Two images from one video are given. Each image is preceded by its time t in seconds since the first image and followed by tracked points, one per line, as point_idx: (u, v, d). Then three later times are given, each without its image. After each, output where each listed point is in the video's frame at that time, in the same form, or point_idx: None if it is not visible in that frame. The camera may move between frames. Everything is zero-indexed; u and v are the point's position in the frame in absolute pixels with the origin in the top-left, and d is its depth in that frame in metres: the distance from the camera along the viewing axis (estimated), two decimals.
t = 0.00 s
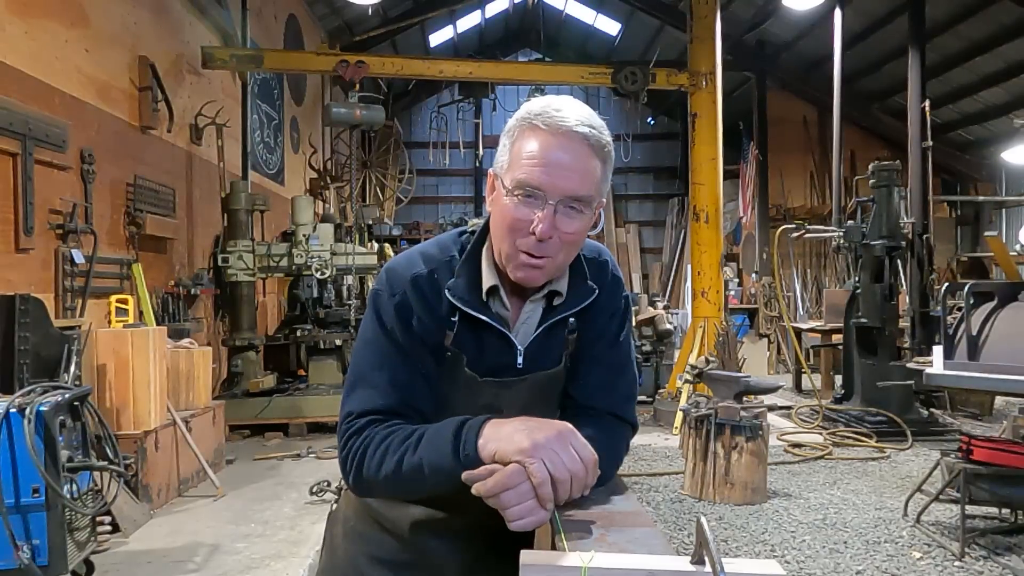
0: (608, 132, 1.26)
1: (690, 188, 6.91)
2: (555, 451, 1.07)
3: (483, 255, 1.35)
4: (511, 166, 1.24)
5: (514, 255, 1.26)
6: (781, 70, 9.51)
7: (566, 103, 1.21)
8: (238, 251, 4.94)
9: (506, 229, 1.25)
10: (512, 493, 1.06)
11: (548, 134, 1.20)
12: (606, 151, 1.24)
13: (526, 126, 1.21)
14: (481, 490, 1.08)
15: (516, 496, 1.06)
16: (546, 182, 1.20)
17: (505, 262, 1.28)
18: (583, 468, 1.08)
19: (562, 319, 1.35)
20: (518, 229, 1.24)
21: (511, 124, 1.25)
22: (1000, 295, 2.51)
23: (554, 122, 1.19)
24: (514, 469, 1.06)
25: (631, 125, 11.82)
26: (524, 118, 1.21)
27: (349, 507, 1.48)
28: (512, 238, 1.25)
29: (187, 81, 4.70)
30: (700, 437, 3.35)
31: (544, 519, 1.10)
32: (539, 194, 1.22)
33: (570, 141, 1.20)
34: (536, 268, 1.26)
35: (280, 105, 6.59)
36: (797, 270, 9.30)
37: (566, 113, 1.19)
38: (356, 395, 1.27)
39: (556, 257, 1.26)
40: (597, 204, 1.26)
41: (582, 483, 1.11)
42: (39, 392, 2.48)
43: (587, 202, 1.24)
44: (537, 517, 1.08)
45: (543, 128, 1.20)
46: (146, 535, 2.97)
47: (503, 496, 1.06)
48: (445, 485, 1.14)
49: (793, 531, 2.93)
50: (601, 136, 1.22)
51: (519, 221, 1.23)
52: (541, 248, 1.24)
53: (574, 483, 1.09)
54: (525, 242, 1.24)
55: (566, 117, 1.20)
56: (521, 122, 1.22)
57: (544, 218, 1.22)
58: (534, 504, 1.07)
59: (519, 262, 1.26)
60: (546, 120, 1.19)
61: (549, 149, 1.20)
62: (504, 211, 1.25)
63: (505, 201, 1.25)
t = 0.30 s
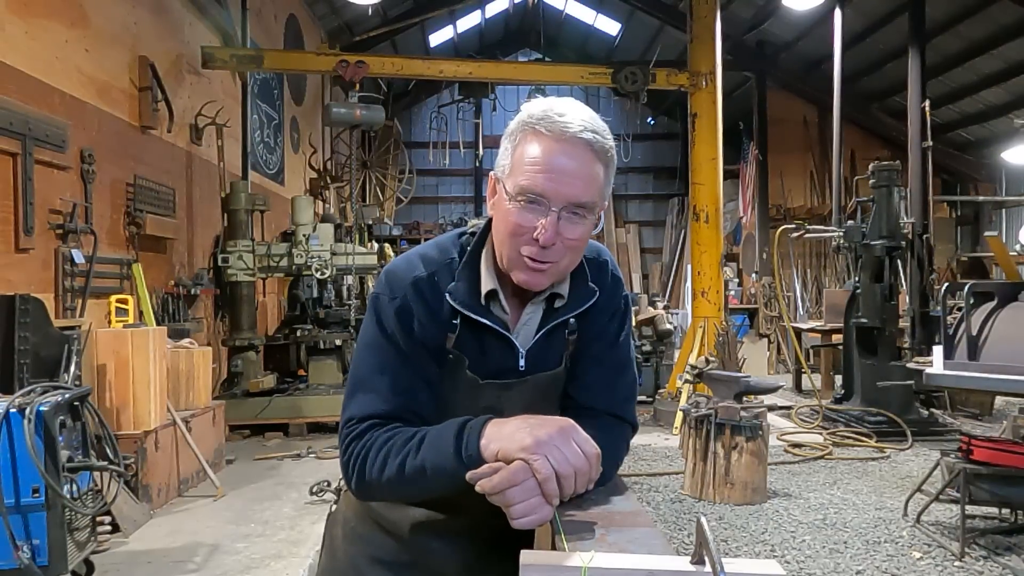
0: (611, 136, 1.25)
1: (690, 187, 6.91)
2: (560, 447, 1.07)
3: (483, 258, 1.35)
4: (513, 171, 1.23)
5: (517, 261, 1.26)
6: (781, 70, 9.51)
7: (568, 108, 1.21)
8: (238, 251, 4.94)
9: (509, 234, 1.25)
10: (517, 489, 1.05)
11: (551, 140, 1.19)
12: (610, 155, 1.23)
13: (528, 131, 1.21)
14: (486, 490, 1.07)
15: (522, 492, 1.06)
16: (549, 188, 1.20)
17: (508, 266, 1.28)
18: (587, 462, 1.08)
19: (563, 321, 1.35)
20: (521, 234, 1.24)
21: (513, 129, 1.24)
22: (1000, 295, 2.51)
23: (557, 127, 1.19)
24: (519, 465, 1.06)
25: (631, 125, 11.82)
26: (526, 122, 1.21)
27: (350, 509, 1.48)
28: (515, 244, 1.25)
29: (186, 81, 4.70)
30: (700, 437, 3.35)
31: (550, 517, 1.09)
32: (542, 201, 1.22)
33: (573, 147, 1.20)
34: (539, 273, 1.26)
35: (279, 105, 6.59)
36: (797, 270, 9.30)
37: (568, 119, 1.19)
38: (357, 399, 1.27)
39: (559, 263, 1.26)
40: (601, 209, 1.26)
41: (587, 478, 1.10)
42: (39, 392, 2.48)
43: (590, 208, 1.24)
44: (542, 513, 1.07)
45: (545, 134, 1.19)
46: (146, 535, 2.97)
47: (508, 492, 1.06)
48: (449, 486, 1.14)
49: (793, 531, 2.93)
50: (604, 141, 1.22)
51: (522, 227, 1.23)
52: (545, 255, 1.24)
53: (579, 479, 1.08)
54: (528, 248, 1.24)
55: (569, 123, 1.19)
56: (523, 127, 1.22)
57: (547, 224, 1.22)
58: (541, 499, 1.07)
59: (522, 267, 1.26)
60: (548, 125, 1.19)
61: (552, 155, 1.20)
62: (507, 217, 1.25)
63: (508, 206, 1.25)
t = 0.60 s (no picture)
0: (612, 137, 1.25)
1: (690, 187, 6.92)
2: (560, 445, 1.07)
3: (483, 258, 1.35)
4: (514, 171, 1.23)
5: (517, 262, 1.26)
6: (781, 70, 9.51)
7: (569, 108, 1.21)
8: (238, 251, 4.94)
9: (508, 234, 1.25)
10: (518, 488, 1.05)
11: (551, 141, 1.19)
12: (610, 156, 1.23)
13: (529, 131, 1.21)
14: (486, 489, 1.07)
15: (522, 492, 1.06)
16: (550, 189, 1.20)
17: (507, 266, 1.28)
18: (588, 460, 1.08)
19: (563, 321, 1.35)
20: (521, 235, 1.24)
21: (514, 128, 1.24)
22: (1000, 295, 2.51)
23: (558, 128, 1.19)
24: (520, 464, 1.06)
25: (631, 125, 11.82)
26: (527, 122, 1.21)
27: (350, 508, 1.48)
28: (515, 244, 1.25)
29: (187, 81, 4.70)
30: (700, 437, 3.35)
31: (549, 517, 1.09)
32: (543, 201, 1.22)
33: (574, 148, 1.20)
34: (538, 274, 1.26)
35: (280, 105, 6.59)
36: (797, 269, 9.31)
37: (569, 119, 1.19)
38: (358, 399, 1.27)
39: (559, 263, 1.26)
40: (601, 209, 1.26)
41: (587, 477, 1.10)
42: (39, 392, 2.48)
43: (591, 208, 1.24)
44: (542, 513, 1.07)
45: (545, 135, 1.19)
46: (146, 535, 2.97)
47: (509, 491, 1.05)
48: (451, 486, 1.13)
49: (793, 531, 2.93)
50: (605, 141, 1.22)
51: (523, 228, 1.23)
52: (545, 255, 1.24)
53: (579, 477, 1.08)
54: (529, 249, 1.24)
55: (569, 123, 1.19)
56: (524, 127, 1.22)
57: (546, 225, 1.22)
58: (541, 497, 1.07)
59: (522, 267, 1.26)
60: (549, 126, 1.19)
61: (552, 155, 1.20)
62: (507, 217, 1.25)
63: (508, 207, 1.25)
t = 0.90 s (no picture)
0: (606, 132, 1.25)
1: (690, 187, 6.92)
2: (562, 445, 1.07)
3: (481, 257, 1.35)
4: (510, 169, 1.23)
5: (516, 260, 1.26)
6: (780, 70, 9.51)
7: (564, 104, 1.21)
8: (238, 251, 4.94)
9: (507, 232, 1.25)
10: (519, 488, 1.05)
11: (547, 138, 1.19)
12: (606, 152, 1.23)
13: (524, 128, 1.21)
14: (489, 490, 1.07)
15: (525, 491, 1.06)
16: (546, 185, 1.20)
17: (506, 265, 1.28)
18: (590, 460, 1.08)
19: (560, 320, 1.35)
20: (519, 232, 1.24)
21: (509, 126, 1.24)
22: (1000, 295, 2.51)
23: (553, 124, 1.18)
24: (523, 464, 1.06)
25: (631, 125, 11.82)
26: (523, 120, 1.21)
27: (349, 505, 1.48)
28: (513, 242, 1.25)
29: (187, 81, 4.70)
30: (700, 437, 3.35)
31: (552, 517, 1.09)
32: (540, 199, 1.21)
33: (569, 144, 1.20)
34: (537, 272, 1.26)
35: (280, 105, 6.59)
36: (797, 269, 9.31)
37: (564, 115, 1.19)
38: (358, 398, 1.26)
39: (557, 260, 1.26)
40: (598, 205, 1.26)
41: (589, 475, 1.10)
42: (39, 392, 2.48)
43: (588, 204, 1.24)
44: (544, 513, 1.07)
45: (541, 131, 1.19)
46: (146, 535, 2.97)
47: (512, 491, 1.06)
48: (452, 485, 1.13)
49: (793, 531, 2.93)
50: (600, 136, 1.22)
51: (520, 225, 1.23)
52: (543, 252, 1.24)
53: (581, 477, 1.09)
54: (527, 247, 1.24)
55: (565, 119, 1.19)
56: (519, 124, 1.22)
57: (544, 221, 1.22)
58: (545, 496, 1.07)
59: (520, 265, 1.26)
60: (544, 123, 1.19)
61: (548, 152, 1.20)
62: (505, 215, 1.25)
63: (505, 205, 1.25)
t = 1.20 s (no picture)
0: (603, 128, 1.26)
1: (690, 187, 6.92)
2: (560, 449, 1.07)
3: (482, 252, 1.35)
4: (508, 164, 1.23)
5: (515, 254, 1.26)
6: (780, 70, 9.51)
7: (559, 99, 1.21)
8: (238, 251, 4.94)
9: (505, 226, 1.25)
10: (518, 491, 1.06)
11: (544, 132, 1.20)
12: (602, 146, 1.24)
13: (522, 123, 1.21)
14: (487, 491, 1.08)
15: (523, 495, 1.07)
16: (544, 178, 1.20)
17: (504, 259, 1.28)
18: (588, 464, 1.08)
19: (560, 317, 1.35)
20: (517, 225, 1.24)
21: (506, 123, 1.25)
22: (1000, 295, 2.50)
23: (550, 118, 1.19)
24: (521, 468, 1.07)
25: (631, 125, 11.82)
26: (519, 115, 1.21)
27: (350, 504, 1.48)
28: (511, 235, 1.25)
29: (186, 81, 4.70)
30: (700, 438, 3.35)
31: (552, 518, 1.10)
32: (538, 191, 1.21)
33: (566, 138, 1.20)
34: (536, 265, 1.26)
35: (279, 105, 6.59)
36: (797, 269, 9.31)
37: (561, 109, 1.19)
38: (359, 388, 1.26)
39: (556, 253, 1.26)
40: (595, 198, 1.26)
41: (590, 476, 1.11)
42: (39, 392, 2.48)
43: (585, 197, 1.24)
44: (543, 515, 1.09)
45: (538, 126, 1.19)
46: (146, 535, 2.97)
47: (509, 495, 1.07)
48: (450, 484, 1.13)
49: (793, 531, 2.93)
50: (596, 131, 1.23)
51: (519, 218, 1.23)
52: (543, 245, 1.24)
53: (580, 480, 1.10)
54: (526, 240, 1.24)
55: (561, 114, 1.19)
56: (516, 120, 1.22)
57: (542, 214, 1.21)
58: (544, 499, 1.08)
59: (520, 259, 1.26)
60: (541, 117, 1.19)
61: (546, 145, 1.20)
62: (503, 209, 1.24)
63: (503, 199, 1.24)
